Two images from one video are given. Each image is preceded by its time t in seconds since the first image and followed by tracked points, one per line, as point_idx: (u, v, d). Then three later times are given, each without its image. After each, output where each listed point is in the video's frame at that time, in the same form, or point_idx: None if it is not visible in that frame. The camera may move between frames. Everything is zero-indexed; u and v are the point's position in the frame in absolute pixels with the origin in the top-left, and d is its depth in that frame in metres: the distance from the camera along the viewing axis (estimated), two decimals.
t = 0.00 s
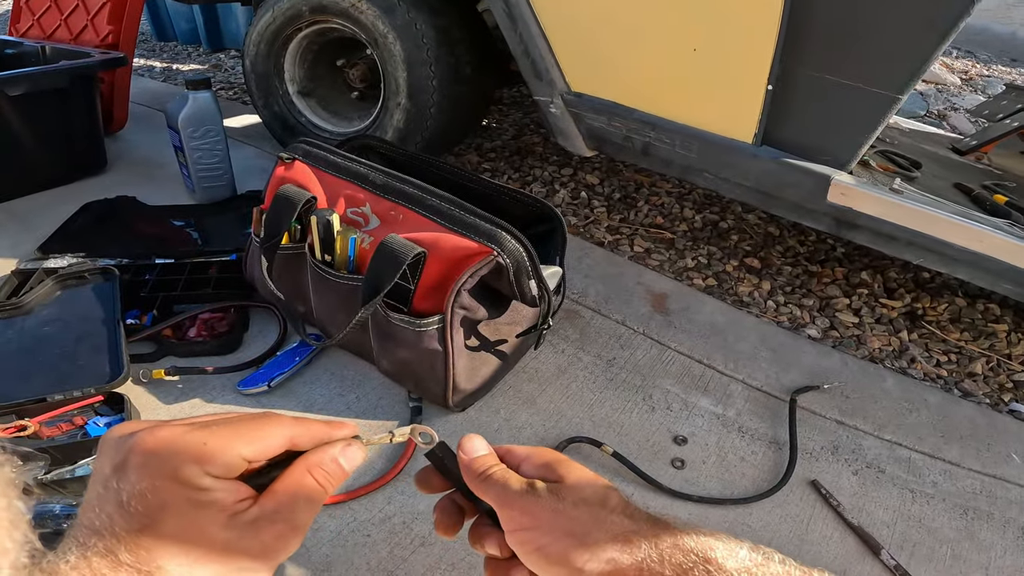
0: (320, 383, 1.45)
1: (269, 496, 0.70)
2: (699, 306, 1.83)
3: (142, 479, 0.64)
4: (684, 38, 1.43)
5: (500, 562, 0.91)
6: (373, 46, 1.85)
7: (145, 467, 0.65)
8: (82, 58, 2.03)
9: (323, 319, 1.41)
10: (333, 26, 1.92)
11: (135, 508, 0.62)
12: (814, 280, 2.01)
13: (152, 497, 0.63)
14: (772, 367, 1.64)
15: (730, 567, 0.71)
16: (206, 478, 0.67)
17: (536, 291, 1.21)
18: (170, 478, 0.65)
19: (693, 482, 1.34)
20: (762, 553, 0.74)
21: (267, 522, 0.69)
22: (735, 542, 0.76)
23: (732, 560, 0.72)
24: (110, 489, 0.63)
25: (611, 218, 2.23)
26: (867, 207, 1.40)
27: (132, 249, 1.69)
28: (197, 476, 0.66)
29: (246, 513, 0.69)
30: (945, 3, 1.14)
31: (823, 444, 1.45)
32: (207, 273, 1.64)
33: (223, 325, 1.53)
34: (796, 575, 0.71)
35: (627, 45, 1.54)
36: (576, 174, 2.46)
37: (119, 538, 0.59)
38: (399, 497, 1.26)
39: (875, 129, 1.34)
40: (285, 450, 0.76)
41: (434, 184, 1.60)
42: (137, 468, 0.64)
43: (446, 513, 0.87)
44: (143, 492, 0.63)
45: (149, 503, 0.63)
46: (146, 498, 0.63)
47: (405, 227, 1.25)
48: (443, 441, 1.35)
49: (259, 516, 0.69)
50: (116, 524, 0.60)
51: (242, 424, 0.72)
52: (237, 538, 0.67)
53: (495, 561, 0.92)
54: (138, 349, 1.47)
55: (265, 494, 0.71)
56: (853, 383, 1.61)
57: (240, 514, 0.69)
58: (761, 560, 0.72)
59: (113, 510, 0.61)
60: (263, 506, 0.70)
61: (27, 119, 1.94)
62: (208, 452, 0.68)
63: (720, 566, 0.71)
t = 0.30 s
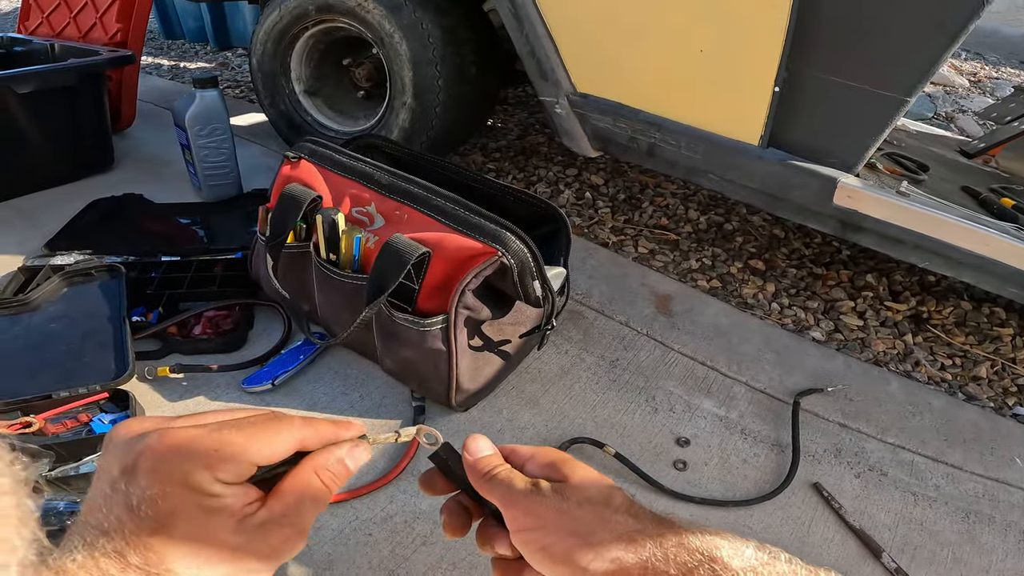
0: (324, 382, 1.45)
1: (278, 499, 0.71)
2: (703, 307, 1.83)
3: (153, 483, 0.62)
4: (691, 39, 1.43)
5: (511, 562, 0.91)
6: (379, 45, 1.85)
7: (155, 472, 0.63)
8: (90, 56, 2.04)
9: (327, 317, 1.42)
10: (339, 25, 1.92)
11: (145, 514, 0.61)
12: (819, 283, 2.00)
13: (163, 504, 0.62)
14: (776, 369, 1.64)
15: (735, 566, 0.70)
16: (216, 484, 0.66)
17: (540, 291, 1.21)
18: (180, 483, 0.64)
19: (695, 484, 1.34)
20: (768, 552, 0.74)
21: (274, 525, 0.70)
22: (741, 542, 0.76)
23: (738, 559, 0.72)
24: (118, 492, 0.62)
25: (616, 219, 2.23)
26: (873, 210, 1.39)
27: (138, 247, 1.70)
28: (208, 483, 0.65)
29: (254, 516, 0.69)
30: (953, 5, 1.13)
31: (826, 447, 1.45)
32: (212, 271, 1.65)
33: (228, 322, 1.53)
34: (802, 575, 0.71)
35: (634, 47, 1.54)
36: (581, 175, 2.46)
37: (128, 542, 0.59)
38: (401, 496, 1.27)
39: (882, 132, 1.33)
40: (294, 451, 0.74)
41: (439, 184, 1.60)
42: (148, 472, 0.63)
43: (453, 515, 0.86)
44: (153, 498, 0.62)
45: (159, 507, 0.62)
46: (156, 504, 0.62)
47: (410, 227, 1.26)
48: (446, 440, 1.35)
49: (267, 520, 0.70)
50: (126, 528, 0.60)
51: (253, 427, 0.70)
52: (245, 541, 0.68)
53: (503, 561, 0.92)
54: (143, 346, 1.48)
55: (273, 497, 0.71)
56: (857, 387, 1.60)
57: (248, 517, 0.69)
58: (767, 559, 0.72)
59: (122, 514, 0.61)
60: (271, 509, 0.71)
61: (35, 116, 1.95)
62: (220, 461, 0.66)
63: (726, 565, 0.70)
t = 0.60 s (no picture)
0: (331, 378, 1.46)
1: (285, 502, 0.72)
2: (711, 309, 1.83)
3: (165, 484, 0.61)
4: (704, 40, 1.42)
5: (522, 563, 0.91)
6: (391, 42, 1.86)
7: (168, 475, 0.62)
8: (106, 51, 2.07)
9: (335, 313, 1.43)
10: (352, 23, 1.93)
11: (156, 516, 0.60)
12: (829, 287, 1.99)
13: (175, 506, 0.61)
14: (783, 372, 1.63)
15: (736, 569, 0.71)
16: (227, 489, 0.66)
17: (548, 290, 1.22)
18: (192, 486, 0.63)
19: (699, 486, 1.34)
20: (770, 555, 0.75)
21: (280, 528, 0.71)
22: (743, 544, 0.77)
23: (739, 562, 0.72)
24: (127, 491, 0.60)
25: (624, 219, 2.23)
26: (885, 214, 1.39)
27: (150, 241, 1.71)
28: (220, 487, 0.65)
29: (261, 519, 0.70)
30: (971, 8, 1.13)
31: (832, 450, 1.44)
32: (223, 266, 1.67)
33: (237, 317, 1.55)
34: None
35: (646, 47, 1.54)
36: (590, 175, 2.46)
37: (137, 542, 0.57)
38: (405, 493, 1.27)
39: (896, 135, 1.32)
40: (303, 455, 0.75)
41: (448, 182, 1.61)
42: (161, 475, 0.62)
43: (461, 519, 0.87)
44: (165, 500, 0.60)
45: (170, 506, 0.60)
46: (168, 506, 0.61)
47: (420, 224, 1.26)
48: (451, 438, 1.36)
49: (273, 522, 0.70)
50: (134, 526, 0.58)
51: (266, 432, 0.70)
52: (250, 543, 0.68)
53: (513, 563, 0.92)
54: (153, 339, 1.50)
55: (280, 500, 0.72)
56: (865, 391, 1.59)
57: (255, 520, 0.69)
58: (770, 562, 0.73)
59: (131, 514, 0.58)
60: (278, 512, 0.71)
61: (51, 110, 1.97)
62: (233, 466, 0.66)
63: (728, 567, 0.71)
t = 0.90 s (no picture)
0: (333, 376, 1.46)
1: (285, 497, 0.71)
2: (713, 310, 1.82)
3: (166, 473, 0.62)
4: (708, 40, 1.42)
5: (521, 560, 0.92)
6: (395, 41, 1.86)
7: (169, 463, 0.63)
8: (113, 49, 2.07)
9: (337, 312, 1.43)
10: (356, 22, 1.93)
11: (155, 504, 0.61)
12: (832, 289, 1.99)
13: (174, 496, 0.62)
14: (785, 374, 1.63)
15: (735, 571, 0.72)
16: (226, 480, 0.66)
17: (550, 289, 1.21)
18: (193, 475, 0.64)
19: (699, 487, 1.34)
20: (770, 557, 0.76)
21: (279, 523, 0.70)
22: (741, 545, 0.78)
23: (738, 564, 0.73)
24: (131, 481, 0.62)
25: (627, 220, 2.22)
26: (889, 215, 1.39)
27: (154, 238, 1.72)
28: (220, 477, 0.65)
29: (260, 513, 0.69)
30: (977, 8, 1.12)
31: (833, 452, 1.44)
32: (226, 264, 1.67)
33: (240, 314, 1.55)
34: None
35: (650, 47, 1.54)
36: (594, 175, 2.46)
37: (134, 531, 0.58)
38: (405, 492, 1.27)
39: (902, 136, 1.32)
40: (307, 451, 0.75)
41: (451, 182, 1.61)
42: (163, 464, 0.63)
43: (465, 514, 0.88)
44: (165, 489, 0.62)
45: (169, 497, 0.62)
46: (168, 496, 0.62)
47: (422, 223, 1.26)
48: (452, 437, 1.36)
49: (272, 517, 0.69)
50: (133, 515, 0.59)
51: (269, 424, 0.71)
52: (247, 537, 0.68)
53: (512, 560, 0.93)
54: (156, 337, 1.50)
55: (280, 495, 0.71)
56: (867, 393, 1.59)
57: (254, 514, 0.69)
58: (769, 564, 0.75)
59: (132, 503, 0.60)
60: (276, 506, 0.70)
61: (57, 108, 1.98)
62: (233, 456, 0.66)
63: (726, 568, 0.72)
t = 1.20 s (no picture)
0: (333, 374, 1.47)
1: (262, 480, 0.72)
2: (714, 311, 1.82)
3: (153, 445, 0.66)
4: (710, 41, 1.42)
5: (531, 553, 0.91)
6: (397, 41, 1.87)
7: (158, 436, 0.67)
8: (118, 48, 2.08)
9: (338, 309, 1.43)
10: (359, 21, 1.94)
11: (137, 474, 0.64)
12: (834, 290, 1.98)
13: (155, 465, 0.65)
14: (786, 374, 1.62)
15: (751, 557, 0.69)
16: (208, 455, 0.69)
17: (550, 288, 1.22)
18: (177, 447, 0.67)
19: (699, 488, 1.33)
20: (787, 541, 0.73)
21: (251, 504, 0.71)
22: (756, 530, 0.75)
23: (753, 551, 0.70)
24: (125, 452, 0.67)
25: (629, 220, 2.22)
26: (892, 216, 1.38)
27: (156, 236, 1.72)
28: (202, 451, 0.68)
29: (235, 492, 0.71)
30: (981, 9, 1.12)
31: (833, 453, 1.44)
32: (228, 261, 1.67)
33: (241, 312, 1.56)
34: (822, 565, 0.70)
35: (652, 47, 1.54)
36: (596, 175, 2.46)
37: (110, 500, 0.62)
38: (403, 490, 1.27)
39: (904, 136, 1.32)
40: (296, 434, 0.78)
41: (452, 180, 1.61)
42: (153, 435, 0.67)
43: (467, 507, 0.87)
44: (148, 459, 0.65)
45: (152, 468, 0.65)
46: (150, 465, 0.65)
47: (422, 221, 1.27)
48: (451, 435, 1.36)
49: (244, 496, 0.71)
50: (116, 486, 0.63)
51: (259, 404, 0.74)
52: (216, 513, 0.69)
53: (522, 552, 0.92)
54: (157, 333, 1.50)
55: (258, 477, 0.73)
56: (868, 395, 1.58)
57: (229, 492, 0.71)
58: (786, 548, 0.71)
59: (118, 474, 0.64)
60: (252, 486, 0.72)
61: (61, 106, 1.99)
62: (218, 429, 0.70)
63: (742, 556, 0.69)
